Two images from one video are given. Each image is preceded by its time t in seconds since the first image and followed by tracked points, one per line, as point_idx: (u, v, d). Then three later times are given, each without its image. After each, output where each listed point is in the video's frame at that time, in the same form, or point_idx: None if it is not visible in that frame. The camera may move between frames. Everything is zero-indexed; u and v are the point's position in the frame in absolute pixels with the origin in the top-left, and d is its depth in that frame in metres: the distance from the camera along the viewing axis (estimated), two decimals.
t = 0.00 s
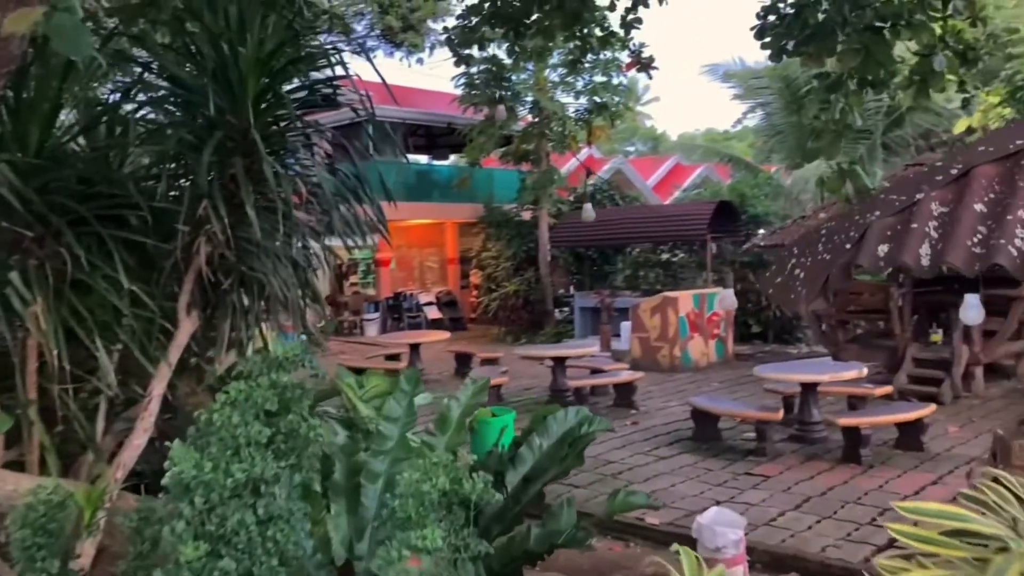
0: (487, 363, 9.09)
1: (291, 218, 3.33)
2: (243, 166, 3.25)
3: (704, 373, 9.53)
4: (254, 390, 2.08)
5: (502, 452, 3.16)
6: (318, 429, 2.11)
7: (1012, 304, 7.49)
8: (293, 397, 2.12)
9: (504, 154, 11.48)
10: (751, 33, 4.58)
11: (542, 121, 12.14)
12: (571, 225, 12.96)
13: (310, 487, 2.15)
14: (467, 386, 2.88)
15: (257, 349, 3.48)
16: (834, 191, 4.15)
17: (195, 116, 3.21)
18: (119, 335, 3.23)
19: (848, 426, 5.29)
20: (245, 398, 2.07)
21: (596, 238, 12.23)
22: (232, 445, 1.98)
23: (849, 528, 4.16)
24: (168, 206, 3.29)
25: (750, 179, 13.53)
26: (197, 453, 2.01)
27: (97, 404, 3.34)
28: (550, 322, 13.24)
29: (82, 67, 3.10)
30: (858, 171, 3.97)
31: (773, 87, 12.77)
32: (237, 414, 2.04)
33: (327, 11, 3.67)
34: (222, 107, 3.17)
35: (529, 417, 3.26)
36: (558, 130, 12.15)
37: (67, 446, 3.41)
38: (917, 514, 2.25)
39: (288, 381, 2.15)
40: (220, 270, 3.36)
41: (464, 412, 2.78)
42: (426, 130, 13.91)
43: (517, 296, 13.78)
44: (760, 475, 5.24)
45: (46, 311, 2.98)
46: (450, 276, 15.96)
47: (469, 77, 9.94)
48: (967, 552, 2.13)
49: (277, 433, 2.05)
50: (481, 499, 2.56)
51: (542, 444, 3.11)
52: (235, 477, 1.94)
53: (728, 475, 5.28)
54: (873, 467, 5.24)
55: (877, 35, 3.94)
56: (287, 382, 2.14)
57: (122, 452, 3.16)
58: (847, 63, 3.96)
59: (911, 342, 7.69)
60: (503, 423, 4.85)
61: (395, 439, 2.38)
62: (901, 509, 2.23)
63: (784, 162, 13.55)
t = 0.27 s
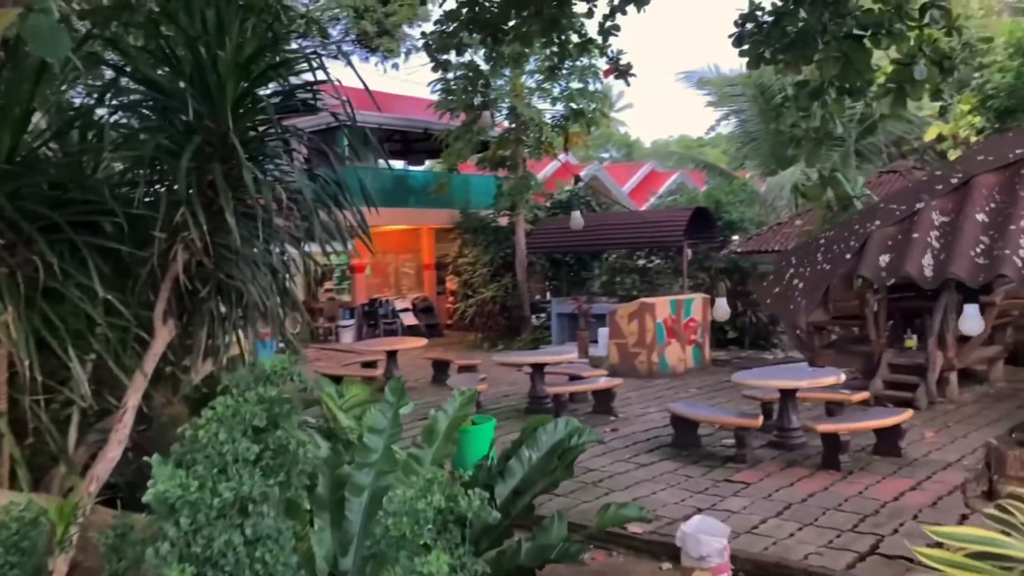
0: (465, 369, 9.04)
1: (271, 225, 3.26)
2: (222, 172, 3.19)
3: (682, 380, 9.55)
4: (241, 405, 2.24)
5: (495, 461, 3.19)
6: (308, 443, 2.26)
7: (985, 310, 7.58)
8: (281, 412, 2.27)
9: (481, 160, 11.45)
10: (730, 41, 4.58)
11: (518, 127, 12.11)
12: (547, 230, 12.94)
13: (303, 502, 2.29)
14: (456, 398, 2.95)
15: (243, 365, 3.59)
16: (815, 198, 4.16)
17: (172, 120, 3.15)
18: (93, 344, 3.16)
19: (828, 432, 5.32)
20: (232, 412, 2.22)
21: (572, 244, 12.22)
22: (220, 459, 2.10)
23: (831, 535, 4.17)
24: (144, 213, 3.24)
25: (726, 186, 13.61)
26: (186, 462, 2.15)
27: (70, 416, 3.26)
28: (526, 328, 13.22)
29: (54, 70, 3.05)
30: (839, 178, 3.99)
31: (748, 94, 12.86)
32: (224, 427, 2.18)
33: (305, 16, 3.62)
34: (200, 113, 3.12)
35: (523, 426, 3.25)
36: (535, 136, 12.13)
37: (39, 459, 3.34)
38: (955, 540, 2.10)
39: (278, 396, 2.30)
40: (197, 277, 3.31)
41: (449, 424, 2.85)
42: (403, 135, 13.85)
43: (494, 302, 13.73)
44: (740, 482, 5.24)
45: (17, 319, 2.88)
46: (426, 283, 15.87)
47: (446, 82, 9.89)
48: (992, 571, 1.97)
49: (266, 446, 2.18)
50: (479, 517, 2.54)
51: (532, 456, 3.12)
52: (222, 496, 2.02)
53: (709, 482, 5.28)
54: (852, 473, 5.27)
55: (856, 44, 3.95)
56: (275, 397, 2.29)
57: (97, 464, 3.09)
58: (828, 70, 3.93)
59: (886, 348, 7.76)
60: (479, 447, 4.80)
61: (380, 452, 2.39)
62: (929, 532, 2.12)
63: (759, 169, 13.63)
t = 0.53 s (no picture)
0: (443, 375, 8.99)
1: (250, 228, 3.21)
2: (202, 176, 3.15)
3: (661, 384, 9.57)
4: (229, 412, 2.19)
5: (484, 469, 3.22)
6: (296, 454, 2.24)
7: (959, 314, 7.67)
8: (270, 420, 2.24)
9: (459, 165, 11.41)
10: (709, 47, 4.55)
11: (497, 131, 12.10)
12: (525, 235, 12.92)
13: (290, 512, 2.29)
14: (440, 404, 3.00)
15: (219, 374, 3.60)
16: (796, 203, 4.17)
17: (149, 123, 3.09)
18: (67, 351, 3.09)
19: (807, 437, 5.34)
20: (219, 419, 2.18)
21: (551, 249, 12.22)
22: (207, 469, 2.06)
23: (813, 539, 4.18)
24: (120, 217, 3.18)
25: (702, 191, 13.67)
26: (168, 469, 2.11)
27: (42, 424, 3.20)
28: (505, 333, 13.26)
29: (28, 71, 2.96)
30: (821, 184, 4.00)
31: (724, 100, 12.94)
32: (211, 438, 2.14)
33: (283, 17, 3.56)
34: (178, 115, 3.06)
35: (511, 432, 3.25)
36: (513, 141, 12.13)
37: (10, 468, 3.27)
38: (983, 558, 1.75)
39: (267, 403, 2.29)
40: (175, 282, 3.26)
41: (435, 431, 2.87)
42: (380, 139, 13.78)
43: (472, 307, 13.67)
44: (720, 487, 5.24)
45: None
46: (403, 287, 15.78)
47: (425, 86, 9.85)
48: None
49: (254, 457, 2.15)
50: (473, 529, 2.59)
51: (520, 464, 3.13)
52: (210, 510, 2.00)
53: (690, 487, 5.28)
54: (832, 477, 5.29)
55: (837, 49, 4.04)
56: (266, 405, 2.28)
57: (75, 475, 3.03)
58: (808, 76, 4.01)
59: (863, 352, 7.82)
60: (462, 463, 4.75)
61: (364, 461, 2.42)
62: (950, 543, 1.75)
63: (735, 175, 13.71)
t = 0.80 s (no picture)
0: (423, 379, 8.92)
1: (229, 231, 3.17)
2: (180, 178, 3.11)
3: (641, 387, 9.58)
4: (212, 420, 2.24)
5: (471, 475, 3.26)
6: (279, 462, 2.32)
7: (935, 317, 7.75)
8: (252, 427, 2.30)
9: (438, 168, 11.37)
10: (688, 51, 4.55)
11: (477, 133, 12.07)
12: (505, 238, 12.89)
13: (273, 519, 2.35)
14: (425, 409, 3.06)
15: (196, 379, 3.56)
16: (777, 206, 4.18)
17: (126, 125, 3.05)
18: (42, 357, 3.03)
19: (788, 439, 5.36)
20: (201, 429, 2.21)
21: (530, 252, 12.20)
22: (190, 478, 2.11)
23: (794, 542, 4.19)
24: (97, 220, 3.14)
25: (681, 195, 13.70)
26: (150, 481, 2.16)
27: (15, 431, 3.14)
28: (484, 337, 13.28)
29: None
30: (802, 188, 4.01)
31: (703, 104, 12.99)
32: (193, 446, 2.17)
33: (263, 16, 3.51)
34: (156, 116, 3.01)
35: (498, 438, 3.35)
36: (492, 144, 12.10)
37: None
38: (995, 568, 1.90)
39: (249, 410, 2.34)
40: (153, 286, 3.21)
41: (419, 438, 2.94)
42: (358, 142, 13.69)
43: (451, 310, 13.62)
44: (702, 490, 5.24)
45: None
46: (382, 291, 15.68)
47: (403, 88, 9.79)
48: None
49: (239, 467, 2.21)
50: (463, 539, 2.46)
51: (507, 469, 3.16)
52: (192, 520, 2.04)
53: (672, 490, 5.27)
54: (812, 479, 5.31)
55: (818, 53, 4.04)
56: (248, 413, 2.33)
57: (50, 484, 2.99)
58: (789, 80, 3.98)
59: (841, 355, 7.88)
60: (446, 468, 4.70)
61: (347, 466, 2.53)
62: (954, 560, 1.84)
63: (713, 178, 13.77)
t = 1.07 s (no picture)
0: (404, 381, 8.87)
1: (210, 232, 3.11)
2: (159, 178, 3.06)
3: (623, 389, 9.59)
4: (198, 427, 2.43)
5: (457, 479, 3.32)
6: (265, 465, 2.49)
7: (914, 319, 7.81)
8: (236, 433, 2.49)
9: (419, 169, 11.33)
10: (670, 53, 4.56)
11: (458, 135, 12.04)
12: (486, 240, 12.87)
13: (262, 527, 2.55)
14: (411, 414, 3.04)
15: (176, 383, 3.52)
16: (759, 209, 4.20)
17: (104, 125, 2.99)
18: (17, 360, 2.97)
19: (770, 441, 5.37)
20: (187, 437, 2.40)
21: (511, 255, 12.18)
22: (175, 486, 2.30)
23: (777, 543, 4.20)
24: (74, 221, 3.09)
25: (662, 197, 13.74)
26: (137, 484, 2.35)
27: None
28: (465, 339, 13.24)
29: None
30: (785, 190, 4.02)
31: (683, 106, 13.03)
32: (179, 456, 2.35)
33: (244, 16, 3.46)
34: (135, 115, 2.96)
35: (485, 441, 3.33)
36: (474, 147, 12.08)
37: None
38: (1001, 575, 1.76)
39: (235, 418, 2.52)
40: (131, 288, 3.16)
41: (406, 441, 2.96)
42: (338, 144, 13.60)
43: (432, 313, 13.56)
44: (685, 492, 5.25)
45: None
46: (362, 293, 15.59)
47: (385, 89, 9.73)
48: None
49: (226, 472, 2.39)
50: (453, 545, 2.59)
51: (496, 473, 3.23)
52: (175, 529, 2.24)
53: (654, 493, 5.27)
54: (794, 481, 5.33)
55: (800, 56, 4.06)
56: (235, 421, 2.52)
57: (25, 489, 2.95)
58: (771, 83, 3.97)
59: (821, 357, 7.95)
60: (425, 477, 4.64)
61: (332, 473, 2.66)
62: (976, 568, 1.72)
63: (694, 181, 13.83)
